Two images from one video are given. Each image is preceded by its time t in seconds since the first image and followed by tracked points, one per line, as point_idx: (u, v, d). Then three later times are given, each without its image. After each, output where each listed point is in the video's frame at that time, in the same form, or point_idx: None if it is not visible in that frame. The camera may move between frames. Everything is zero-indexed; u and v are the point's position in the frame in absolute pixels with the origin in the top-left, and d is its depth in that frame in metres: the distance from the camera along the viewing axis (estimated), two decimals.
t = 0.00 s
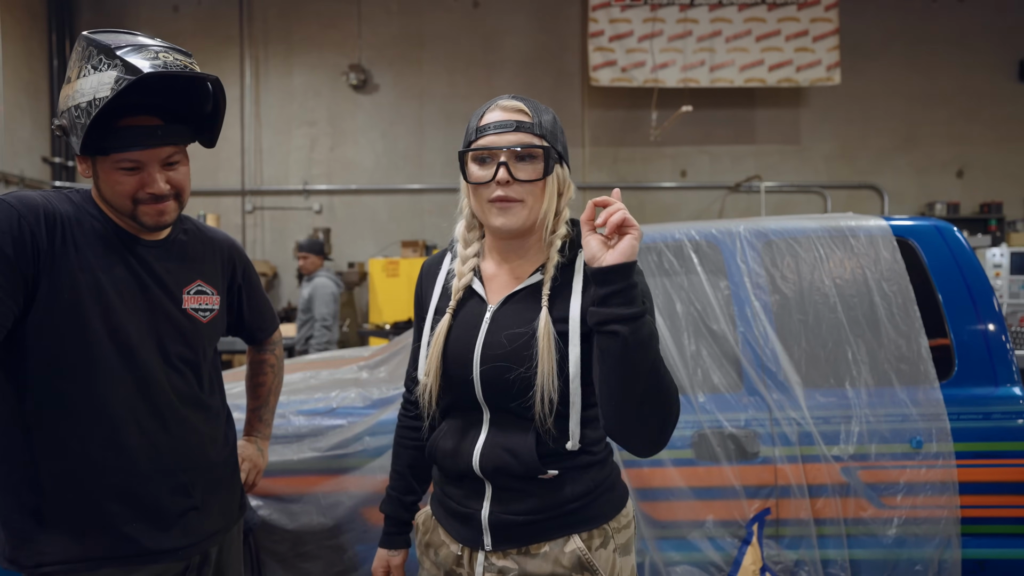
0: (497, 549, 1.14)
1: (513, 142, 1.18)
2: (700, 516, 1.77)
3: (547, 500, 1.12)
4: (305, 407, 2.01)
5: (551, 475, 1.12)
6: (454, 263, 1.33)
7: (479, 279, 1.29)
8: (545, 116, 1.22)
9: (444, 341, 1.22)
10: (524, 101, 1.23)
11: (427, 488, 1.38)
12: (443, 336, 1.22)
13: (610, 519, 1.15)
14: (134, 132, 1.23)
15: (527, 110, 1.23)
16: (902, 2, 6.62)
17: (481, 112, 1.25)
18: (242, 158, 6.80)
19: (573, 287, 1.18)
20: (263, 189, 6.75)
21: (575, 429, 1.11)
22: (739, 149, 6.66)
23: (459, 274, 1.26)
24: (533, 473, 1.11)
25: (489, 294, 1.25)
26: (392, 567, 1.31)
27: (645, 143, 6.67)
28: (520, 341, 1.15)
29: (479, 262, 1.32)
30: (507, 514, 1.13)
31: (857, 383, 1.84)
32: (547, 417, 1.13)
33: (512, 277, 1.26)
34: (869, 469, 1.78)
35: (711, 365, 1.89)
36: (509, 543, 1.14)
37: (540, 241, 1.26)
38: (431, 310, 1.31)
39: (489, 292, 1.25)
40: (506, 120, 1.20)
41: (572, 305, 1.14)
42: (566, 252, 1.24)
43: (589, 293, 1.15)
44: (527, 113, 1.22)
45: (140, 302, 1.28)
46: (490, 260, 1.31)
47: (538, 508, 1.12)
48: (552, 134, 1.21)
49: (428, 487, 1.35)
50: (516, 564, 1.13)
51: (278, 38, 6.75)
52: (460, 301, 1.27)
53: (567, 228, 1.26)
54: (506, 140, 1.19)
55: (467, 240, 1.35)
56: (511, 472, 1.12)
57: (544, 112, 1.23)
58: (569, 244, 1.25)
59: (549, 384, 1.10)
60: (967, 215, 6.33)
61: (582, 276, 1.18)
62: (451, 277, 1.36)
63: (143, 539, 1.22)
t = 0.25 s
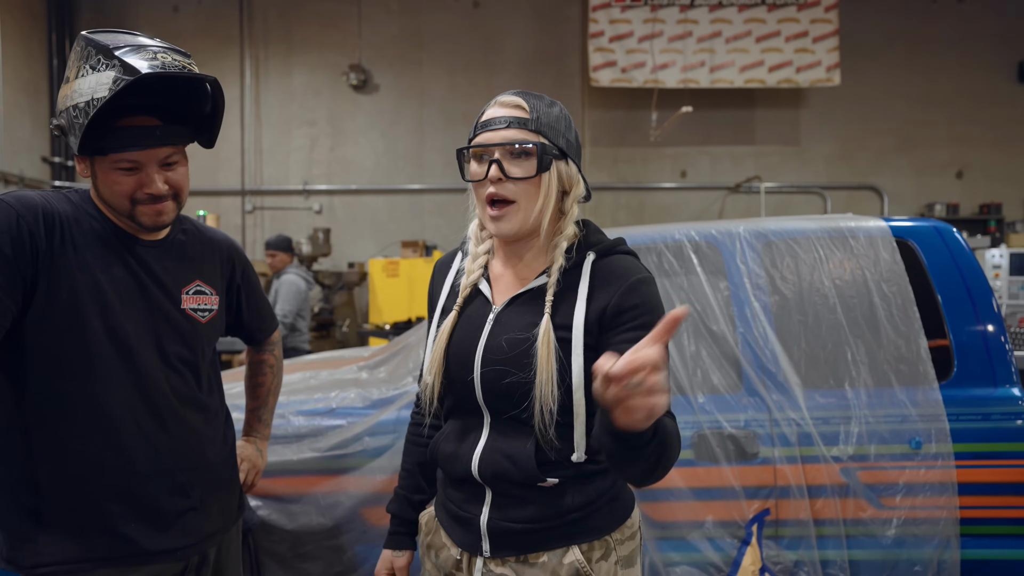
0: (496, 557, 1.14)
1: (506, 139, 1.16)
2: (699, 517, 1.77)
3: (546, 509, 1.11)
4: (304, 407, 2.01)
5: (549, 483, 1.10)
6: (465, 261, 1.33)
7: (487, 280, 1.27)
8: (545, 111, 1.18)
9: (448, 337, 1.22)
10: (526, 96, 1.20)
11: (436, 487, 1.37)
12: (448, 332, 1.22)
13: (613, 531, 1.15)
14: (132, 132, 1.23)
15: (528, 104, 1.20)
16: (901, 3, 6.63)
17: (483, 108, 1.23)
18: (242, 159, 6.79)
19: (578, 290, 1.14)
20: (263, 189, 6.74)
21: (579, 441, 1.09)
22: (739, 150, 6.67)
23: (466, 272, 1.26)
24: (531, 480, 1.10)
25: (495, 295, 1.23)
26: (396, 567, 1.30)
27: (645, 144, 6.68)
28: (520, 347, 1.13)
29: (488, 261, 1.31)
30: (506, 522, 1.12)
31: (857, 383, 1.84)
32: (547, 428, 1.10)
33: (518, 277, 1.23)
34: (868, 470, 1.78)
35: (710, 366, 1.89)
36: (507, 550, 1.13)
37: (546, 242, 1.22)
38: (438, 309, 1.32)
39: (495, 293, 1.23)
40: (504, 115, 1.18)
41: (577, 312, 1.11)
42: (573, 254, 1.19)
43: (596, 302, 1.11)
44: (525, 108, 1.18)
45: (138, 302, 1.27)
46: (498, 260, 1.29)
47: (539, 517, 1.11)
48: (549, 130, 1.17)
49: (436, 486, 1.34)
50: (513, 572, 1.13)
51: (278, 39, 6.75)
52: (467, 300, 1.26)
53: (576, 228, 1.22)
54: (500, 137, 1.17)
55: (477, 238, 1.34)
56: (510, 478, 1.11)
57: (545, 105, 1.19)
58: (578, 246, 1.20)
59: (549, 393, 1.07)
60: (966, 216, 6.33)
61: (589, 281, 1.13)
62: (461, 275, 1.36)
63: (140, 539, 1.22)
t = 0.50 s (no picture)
0: (498, 561, 1.14)
1: (512, 137, 1.14)
2: (699, 516, 1.77)
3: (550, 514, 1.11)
4: (304, 407, 2.01)
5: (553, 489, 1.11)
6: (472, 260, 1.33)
7: (493, 280, 1.27)
8: (553, 108, 1.15)
9: (453, 339, 1.22)
10: (533, 91, 1.17)
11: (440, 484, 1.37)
12: (454, 334, 1.22)
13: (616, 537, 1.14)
14: (129, 132, 1.23)
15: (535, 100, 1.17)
16: (901, 3, 6.63)
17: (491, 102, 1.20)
18: (241, 159, 6.79)
19: (585, 294, 1.14)
20: (263, 189, 6.74)
21: (584, 448, 1.09)
22: (739, 150, 6.67)
23: (473, 273, 1.26)
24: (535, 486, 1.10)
25: (502, 297, 1.23)
26: (395, 562, 1.27)
27: (644, 144, 6.68)
28: (527, 353, 1.12)
29: (495, 260, 1.30)
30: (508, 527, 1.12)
31: (856, 383, 1.85)
32: (555, 435, 1.10)
33: (525, 279, 1.23)
34: (867, 469, 1.78)
35: (710, 366, 1.89)
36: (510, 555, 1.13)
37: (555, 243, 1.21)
38: (443, 310, 1.32)
39: (501, 295, 1.24)
40: (510, 112, 1.15)
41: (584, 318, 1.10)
42: (582, 257, 1.18)
43: (604, 309, 1.10)
44: (532, 105, 1.16)
45: (138, 302, 1.28)
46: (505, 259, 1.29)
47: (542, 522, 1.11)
48: (556, 128, 1.14)
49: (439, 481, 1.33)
50: None
51: (278, 38, 6.74)
52: (473, 300, 1.26)
53: (585, 230, 1.21)
54: (506, 135, 1.14)
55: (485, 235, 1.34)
56: (513, 484, 1.11)
57: (552, 101, 1.17)
58: (587, 248, 1.19)
59: (555, 401, 1.08)
60: (966, 216, 6.33)
61: (598, 287, 1.13)
62: (468, 275, 1.36)
63: (139, 539, 1.22)
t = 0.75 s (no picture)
0: (496, 563, 1.14)
1: (516, 136, 1.14)
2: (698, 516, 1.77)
3: (549, 517, 1.11)
4: (303, 406, 2.01)
5: (551, 493, 1.11)
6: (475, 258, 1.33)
7: (496, 280, 1.27)
8: (558, 107, 1.15)
9: (455, 339, 1.22)
10: (537, 89, 1.17)
11: (432, 482, 1.36)
12: (455, 334, 1.22)
13: (613, 541, 1.15)
14: (127, 133, 1.23)
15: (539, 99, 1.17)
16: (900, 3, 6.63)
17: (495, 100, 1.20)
18: (241, 159, 6.78)
19: (589, 296, 1.14)
20: (263, 189, 6.74)
21: (587, 455, 1.09)
22: (739, 150, 6.67)
23: (476, 272, 1.26)
24: (534, 490, 1.10)
25: (504, 297, 1.23)
26: (386, 558, 1.25)
27: (644, 144, 6.68)
28: (528, 355, 1.12)
29: (497, 259, 1.30)
30: (507, 529, 1.13)
31: (855, 383, 1.85)
32: (552, 442, 1.10)
33: (528, 279, 1.23)
34: (866, 469, 1.79)
35: (709, 366, 1.89)
36: (509, 559, 1.13)
37: (558, 244, 1.22)
38: (445, 309, 1.32)
39: (504, 295, 1.23)
40: (513, 111, 1.15)
41: (590, 320, 1.11)
42: (585, 258, 1.18)
43: (611, 311, 1.11)
44: (536, 104, 1.16)
45: (138, 302, 1.28)
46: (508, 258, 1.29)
47: (541, 525, 1.11)
48: (560, 127, 1.14)
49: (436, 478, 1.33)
50: None
51: (278, 39, 6.74)
52: (475, 300, 1.26)
53: (589, 231, 1.21)
54: (508, 134, 1.15)
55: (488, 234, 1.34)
56: (511, 486, 1.11)
57: (556, 99, 1.16)
58: (590, 250, 1.19)
59: (557, 405, 1.08)
60: (965, 217, 6.34)
61: (602, 290, 1.13)
62: (470, 274, 1.36)
63: (139, 538, 1.22)
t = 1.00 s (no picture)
0: (499, 565, 1.14)
1: (528, 139, 1.14)
2: (698, 517, 1.77)
3: (554, 518, 1.11)
4: (303, 407, 2.01)
5: (558, 494, 1.11)
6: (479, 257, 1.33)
7: (500, 280, 1.27)
8: (569, 110, 1.15)
9: (459, 338, 1.22)
10: (548, 91, 1.16)
11: (433, 489, 1.38)
12: (460, 333, 1.22)
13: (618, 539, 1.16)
14: (128, 133, 1.23)
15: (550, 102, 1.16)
16: (901, 3, 6.62)
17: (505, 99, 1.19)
18: (241, 159, 6.79)
19: (594, 298, 1.14)
20: (263, 189, 6.74)
21: (598, 456, 1.09)
22: (739, 150, 6.66)
23: (481, 272, 1.26)
24: (541, 492, 1.10)
25: (509, 297, 1.23)
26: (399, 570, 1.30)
27: (645, 144, 6.67)
28: (537, 356, 1.12)
29: (501, 258, 1.30)
30: (511, 532, 1.12)
31: (855, 384, 1.85)
32: (563, 441, 1.10)
33: (532, 280, 1.23)
34: (866, 470, 1.78)
35: (709, 366, 1.89)
36: (513, 561, 1.13)
37: (564, 246, 1.22)
38: (447, 309, 1.31)
39: (508, 295, 1.23)
40: (525, 113, 1.14)
41: (596, 323, 1.11)
42: (592, 260, 1.19)
43: (618, 313, 1.11)
44: (548, 106, 1.15)
45: (138, 302, 1.28)
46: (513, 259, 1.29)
47: (545, 527, 1.11)
48: (572, 131, 1.14)
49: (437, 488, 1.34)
50: None
51: (278, 39, 6.75)
52: (479, 300, 1.26)
53: (595, 233, 1.21)
54: (520, 137, 1.14)
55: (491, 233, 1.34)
56: (517, 489, 1.11)
57: (568, 102, 1.16)
58: (597, 252, 1.19)
59: (566, 406, 1.08)
60: (966, 217, 6.33)
61: (608, 292, 1.13)
62: (473, 273, 1.36)
63: (140, 538, 1.23)
